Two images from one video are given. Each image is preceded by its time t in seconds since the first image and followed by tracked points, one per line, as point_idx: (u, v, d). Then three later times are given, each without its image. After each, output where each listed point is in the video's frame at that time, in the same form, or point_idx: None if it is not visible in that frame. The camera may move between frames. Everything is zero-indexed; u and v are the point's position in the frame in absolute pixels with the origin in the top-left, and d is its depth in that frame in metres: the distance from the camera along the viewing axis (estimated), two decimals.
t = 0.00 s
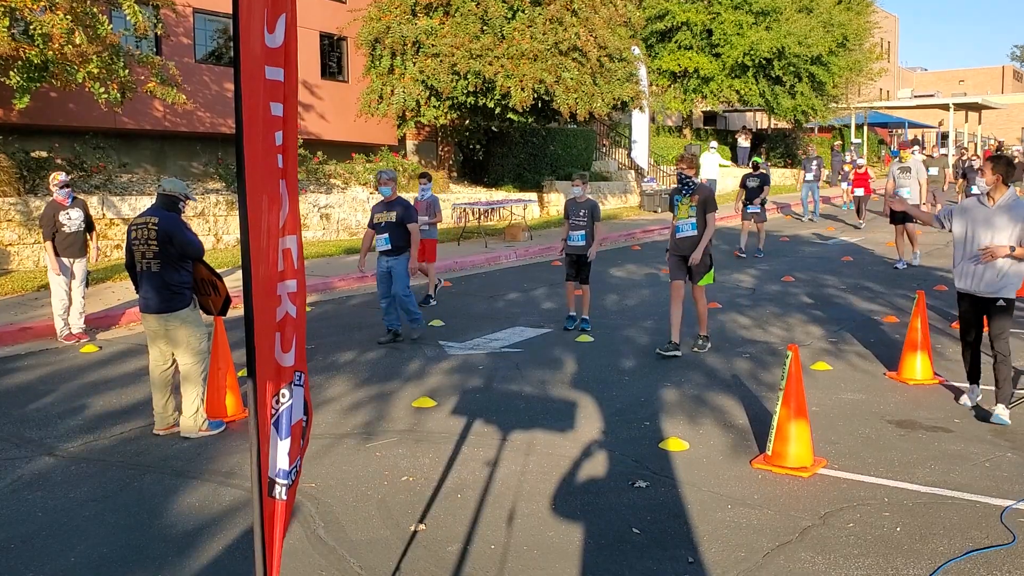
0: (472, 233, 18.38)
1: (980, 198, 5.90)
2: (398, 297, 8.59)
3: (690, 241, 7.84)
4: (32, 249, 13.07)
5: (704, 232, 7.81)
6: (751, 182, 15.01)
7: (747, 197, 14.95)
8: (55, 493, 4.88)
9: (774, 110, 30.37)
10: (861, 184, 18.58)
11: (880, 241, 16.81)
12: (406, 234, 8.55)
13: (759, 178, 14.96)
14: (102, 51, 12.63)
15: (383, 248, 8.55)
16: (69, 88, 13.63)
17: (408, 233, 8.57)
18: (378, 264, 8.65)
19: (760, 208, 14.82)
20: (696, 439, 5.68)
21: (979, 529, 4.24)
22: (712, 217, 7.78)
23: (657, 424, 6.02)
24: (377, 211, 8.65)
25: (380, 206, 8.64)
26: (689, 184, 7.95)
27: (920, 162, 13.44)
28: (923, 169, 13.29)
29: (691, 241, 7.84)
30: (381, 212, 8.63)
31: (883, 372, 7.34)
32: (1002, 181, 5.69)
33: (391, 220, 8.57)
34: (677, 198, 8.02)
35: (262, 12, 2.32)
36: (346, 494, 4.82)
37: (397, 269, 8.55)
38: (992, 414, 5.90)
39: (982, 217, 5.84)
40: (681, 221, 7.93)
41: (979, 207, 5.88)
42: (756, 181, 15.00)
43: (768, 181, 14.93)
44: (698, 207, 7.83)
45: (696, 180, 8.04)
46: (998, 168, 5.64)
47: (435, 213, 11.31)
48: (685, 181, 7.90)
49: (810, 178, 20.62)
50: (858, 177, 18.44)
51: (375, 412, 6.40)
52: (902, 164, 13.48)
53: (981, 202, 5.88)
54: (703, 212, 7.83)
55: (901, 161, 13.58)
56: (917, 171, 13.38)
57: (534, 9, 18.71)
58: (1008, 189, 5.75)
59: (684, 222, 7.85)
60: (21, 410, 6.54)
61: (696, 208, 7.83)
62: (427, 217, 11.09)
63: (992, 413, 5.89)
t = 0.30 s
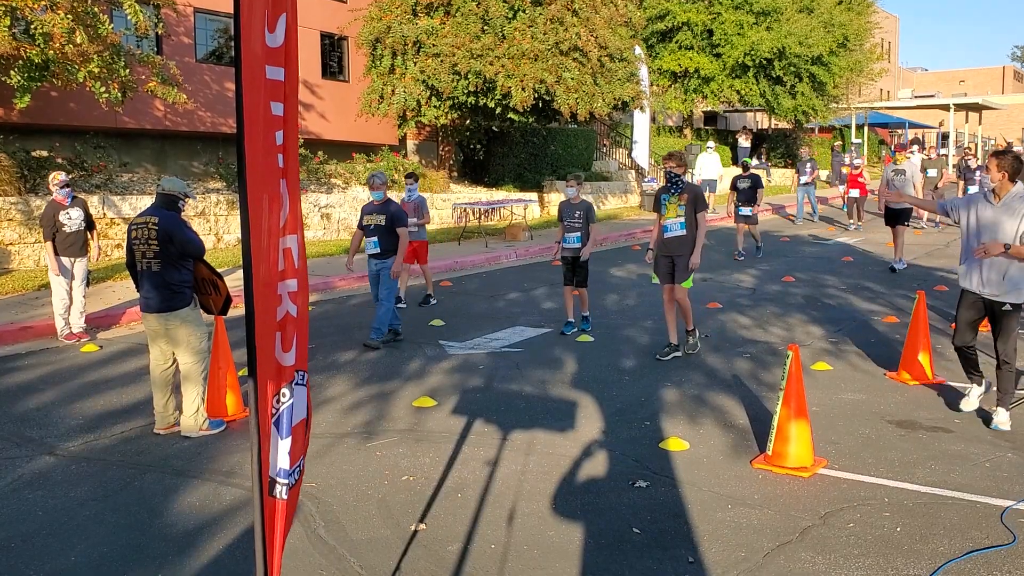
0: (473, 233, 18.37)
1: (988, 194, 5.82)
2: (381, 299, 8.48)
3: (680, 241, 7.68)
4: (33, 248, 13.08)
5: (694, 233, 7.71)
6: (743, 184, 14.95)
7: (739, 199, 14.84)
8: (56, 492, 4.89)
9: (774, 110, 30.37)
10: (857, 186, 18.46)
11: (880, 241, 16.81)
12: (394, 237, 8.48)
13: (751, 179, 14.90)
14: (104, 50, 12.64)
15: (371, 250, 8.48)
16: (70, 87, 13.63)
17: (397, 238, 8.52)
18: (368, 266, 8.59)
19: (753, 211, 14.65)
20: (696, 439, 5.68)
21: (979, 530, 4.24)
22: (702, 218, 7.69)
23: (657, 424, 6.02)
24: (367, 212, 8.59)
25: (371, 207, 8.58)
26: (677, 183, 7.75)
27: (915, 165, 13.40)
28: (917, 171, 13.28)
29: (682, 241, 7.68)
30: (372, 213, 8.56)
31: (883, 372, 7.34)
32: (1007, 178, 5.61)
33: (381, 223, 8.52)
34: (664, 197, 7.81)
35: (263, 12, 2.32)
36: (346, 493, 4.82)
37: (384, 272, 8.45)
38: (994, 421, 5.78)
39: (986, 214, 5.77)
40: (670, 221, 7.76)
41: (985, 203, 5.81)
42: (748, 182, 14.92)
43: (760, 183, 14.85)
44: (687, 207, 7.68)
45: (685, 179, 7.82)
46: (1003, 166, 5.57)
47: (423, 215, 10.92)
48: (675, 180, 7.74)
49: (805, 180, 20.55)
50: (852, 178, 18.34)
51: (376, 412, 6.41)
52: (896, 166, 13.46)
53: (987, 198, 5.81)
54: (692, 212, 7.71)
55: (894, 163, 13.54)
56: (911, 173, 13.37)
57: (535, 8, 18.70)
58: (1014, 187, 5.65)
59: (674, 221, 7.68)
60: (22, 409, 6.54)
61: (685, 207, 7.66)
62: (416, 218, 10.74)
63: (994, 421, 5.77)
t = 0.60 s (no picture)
0: (473, 232, 18.35)
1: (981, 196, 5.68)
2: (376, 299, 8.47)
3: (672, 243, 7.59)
4: (33, 246, 13.08)
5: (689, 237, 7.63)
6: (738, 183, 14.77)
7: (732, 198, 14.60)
8: (56, 490, 4.89)
9: (775, 110, 30.37)
10: (852, 186, 18.30)
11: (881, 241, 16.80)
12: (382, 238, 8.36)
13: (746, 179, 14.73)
14: (105, 49, 12.63)
15: (359, 249, 8.37)
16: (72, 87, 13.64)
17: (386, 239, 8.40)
18: (356, 265, 8.51)
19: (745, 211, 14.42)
20: (696, 439, 5.68)
21: (979, 530, 4.24)
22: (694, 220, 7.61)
23: (657, 424, 6.02)
24: (361, 210, 8.48)
25: (365, 205, 8.47)
26: (670, 186, 7.74)
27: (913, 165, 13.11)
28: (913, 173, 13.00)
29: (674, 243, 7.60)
30: (364, 211, 8.45)
31: (883, 372, 7.34)
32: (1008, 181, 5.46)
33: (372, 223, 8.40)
34: (655, 200, 7.77)
35: (262, 11, 2.32)
36: (346, 492, 4.83)
37: (372, 274, 8.38)
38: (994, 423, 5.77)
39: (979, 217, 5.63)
40: (662, 224, 7.66)
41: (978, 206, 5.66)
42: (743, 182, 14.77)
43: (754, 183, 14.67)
44: (679, 210, 7.61)
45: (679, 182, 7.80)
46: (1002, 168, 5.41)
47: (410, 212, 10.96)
48: (670, 182, 7.72)
49: (798, 180, 20.50)
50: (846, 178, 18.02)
51: (376, 411, 6.41)
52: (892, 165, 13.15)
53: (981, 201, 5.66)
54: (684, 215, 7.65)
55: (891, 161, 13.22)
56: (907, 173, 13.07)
57: (535, 8, 18.68)
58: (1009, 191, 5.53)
59: (666, 223, 7.61)
60: (22, 407, 6.55)
61: (678, 209, 7.60)
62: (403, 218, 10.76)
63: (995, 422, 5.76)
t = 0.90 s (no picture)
0: (474, 231, 18.35)
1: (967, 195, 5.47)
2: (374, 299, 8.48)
3: (664, 244, 7.55)
4: (33, 246, 13.09)
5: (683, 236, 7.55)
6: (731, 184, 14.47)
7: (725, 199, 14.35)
8: (57, 489, 4.89)
9: (776, 109, 30.38)
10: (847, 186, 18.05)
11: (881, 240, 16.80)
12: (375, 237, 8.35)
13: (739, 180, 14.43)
14: (105, 48, 12.63)
15: (353, 248, 8.37)
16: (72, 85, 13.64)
17: (377, 239, 8.38)
18: (349, 265, 8.48)
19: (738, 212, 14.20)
20: (696, 438, 5.69)
21: (979, 529, 4.25)
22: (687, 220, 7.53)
23: (657, 423, 6.02)
24: (353, 209, 8.47)
25: (357, 205, 8.46)
26: (665, 186, 7.70)
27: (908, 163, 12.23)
28: (908, 173, 12.11)
29: (667, 244, 7.56)
30: (356, 210, 8.45)
31: (883, 372, 7.34)
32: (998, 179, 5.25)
33: (364, 222, 8.41)
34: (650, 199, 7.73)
35: (261, 10, 2.33)
36: (346, 491, 4.84)
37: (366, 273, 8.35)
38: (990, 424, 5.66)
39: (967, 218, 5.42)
40: (657, 224, 7.63)
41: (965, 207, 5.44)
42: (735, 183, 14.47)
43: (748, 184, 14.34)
44: (674, 210, 7.56)
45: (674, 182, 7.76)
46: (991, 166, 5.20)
47: (403, 213, 10.89)
48: (664, 183, 7.69)
49: (791, 180, 20.43)
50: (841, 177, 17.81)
51: (376, 409, 6.42)
52: (886, 165, 12.31)
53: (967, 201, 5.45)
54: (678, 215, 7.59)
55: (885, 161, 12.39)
56: (902, 172, 12.17)
57: (535, 6, 18.65)
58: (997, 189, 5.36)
59: (659, 225, 7.57)
60: (23, 406, 6.55)
61: (672, 209, 7.56)
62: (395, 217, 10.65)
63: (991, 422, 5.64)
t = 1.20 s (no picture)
0: (474, 230, 18.37)
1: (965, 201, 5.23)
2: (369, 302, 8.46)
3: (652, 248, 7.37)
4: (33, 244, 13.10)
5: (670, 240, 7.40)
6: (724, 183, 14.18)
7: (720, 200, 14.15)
8: (57, 488, 4.90)
9: (777, 108, 30.38)
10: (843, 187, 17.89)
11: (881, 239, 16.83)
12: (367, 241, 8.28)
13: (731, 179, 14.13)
14: (105, 47, 12.61)
15: (342, 252, 8.33)
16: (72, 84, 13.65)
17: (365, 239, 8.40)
18: (337, 269, 8.44)
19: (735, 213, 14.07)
20: (697, 437, 5.69)
21: (978, 529, 4.25)
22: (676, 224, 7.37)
23: (657, 422, 6.03)
24: (336, 213, 8.40)
25: (339, 208, 8.40)
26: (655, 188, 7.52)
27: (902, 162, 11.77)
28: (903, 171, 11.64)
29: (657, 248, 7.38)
30: (339, 214, 8.39)
31: (884, 371, 7.34)
32: (991, 183, 4.99)
33: (350, 224, 8.33)
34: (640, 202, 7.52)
35: (260, 10, 2.34)
36: (347, 490, 4.84)
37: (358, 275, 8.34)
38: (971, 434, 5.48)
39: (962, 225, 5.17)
40: (647, 227, 7.42)
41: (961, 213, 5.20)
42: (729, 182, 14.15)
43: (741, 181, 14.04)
44: (664, 213, 7.39)
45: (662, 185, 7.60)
46: (982, 167, 4.98)
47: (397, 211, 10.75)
48: (652, 185, 7.51)
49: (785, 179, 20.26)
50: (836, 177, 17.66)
51: (377, 408, 6.42)
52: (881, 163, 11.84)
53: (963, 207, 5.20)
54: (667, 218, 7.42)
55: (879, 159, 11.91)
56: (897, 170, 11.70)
57: (536, 5, 18.61)
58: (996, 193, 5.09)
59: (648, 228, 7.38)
60: (23, 405, 6.56)
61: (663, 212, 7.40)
62: (389, 217, 10.47)
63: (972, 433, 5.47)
